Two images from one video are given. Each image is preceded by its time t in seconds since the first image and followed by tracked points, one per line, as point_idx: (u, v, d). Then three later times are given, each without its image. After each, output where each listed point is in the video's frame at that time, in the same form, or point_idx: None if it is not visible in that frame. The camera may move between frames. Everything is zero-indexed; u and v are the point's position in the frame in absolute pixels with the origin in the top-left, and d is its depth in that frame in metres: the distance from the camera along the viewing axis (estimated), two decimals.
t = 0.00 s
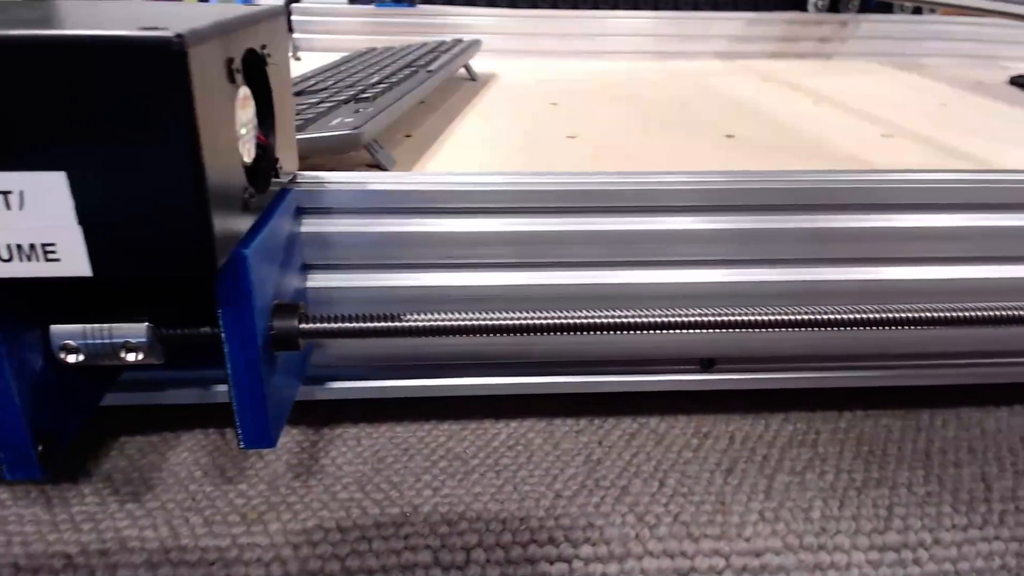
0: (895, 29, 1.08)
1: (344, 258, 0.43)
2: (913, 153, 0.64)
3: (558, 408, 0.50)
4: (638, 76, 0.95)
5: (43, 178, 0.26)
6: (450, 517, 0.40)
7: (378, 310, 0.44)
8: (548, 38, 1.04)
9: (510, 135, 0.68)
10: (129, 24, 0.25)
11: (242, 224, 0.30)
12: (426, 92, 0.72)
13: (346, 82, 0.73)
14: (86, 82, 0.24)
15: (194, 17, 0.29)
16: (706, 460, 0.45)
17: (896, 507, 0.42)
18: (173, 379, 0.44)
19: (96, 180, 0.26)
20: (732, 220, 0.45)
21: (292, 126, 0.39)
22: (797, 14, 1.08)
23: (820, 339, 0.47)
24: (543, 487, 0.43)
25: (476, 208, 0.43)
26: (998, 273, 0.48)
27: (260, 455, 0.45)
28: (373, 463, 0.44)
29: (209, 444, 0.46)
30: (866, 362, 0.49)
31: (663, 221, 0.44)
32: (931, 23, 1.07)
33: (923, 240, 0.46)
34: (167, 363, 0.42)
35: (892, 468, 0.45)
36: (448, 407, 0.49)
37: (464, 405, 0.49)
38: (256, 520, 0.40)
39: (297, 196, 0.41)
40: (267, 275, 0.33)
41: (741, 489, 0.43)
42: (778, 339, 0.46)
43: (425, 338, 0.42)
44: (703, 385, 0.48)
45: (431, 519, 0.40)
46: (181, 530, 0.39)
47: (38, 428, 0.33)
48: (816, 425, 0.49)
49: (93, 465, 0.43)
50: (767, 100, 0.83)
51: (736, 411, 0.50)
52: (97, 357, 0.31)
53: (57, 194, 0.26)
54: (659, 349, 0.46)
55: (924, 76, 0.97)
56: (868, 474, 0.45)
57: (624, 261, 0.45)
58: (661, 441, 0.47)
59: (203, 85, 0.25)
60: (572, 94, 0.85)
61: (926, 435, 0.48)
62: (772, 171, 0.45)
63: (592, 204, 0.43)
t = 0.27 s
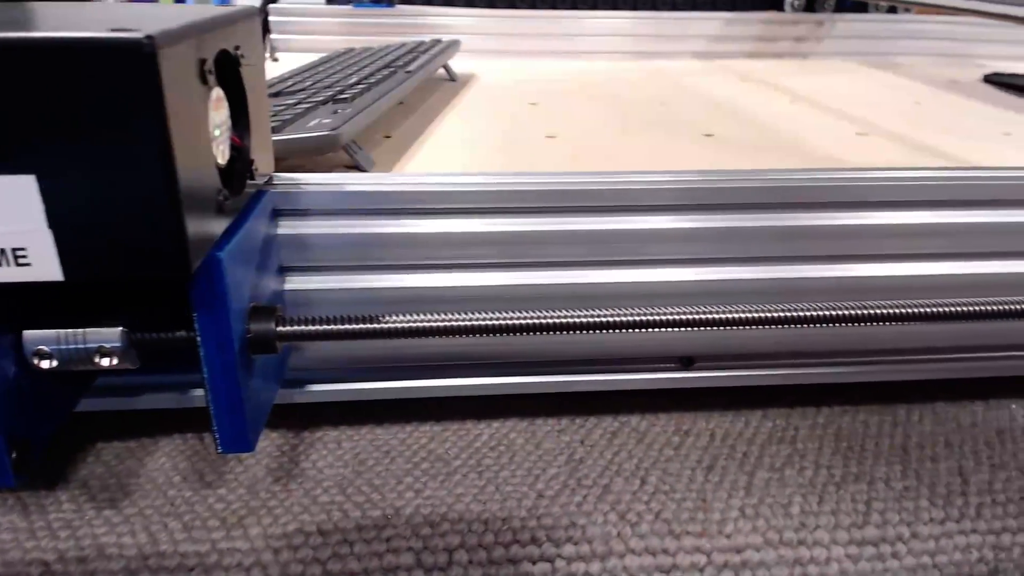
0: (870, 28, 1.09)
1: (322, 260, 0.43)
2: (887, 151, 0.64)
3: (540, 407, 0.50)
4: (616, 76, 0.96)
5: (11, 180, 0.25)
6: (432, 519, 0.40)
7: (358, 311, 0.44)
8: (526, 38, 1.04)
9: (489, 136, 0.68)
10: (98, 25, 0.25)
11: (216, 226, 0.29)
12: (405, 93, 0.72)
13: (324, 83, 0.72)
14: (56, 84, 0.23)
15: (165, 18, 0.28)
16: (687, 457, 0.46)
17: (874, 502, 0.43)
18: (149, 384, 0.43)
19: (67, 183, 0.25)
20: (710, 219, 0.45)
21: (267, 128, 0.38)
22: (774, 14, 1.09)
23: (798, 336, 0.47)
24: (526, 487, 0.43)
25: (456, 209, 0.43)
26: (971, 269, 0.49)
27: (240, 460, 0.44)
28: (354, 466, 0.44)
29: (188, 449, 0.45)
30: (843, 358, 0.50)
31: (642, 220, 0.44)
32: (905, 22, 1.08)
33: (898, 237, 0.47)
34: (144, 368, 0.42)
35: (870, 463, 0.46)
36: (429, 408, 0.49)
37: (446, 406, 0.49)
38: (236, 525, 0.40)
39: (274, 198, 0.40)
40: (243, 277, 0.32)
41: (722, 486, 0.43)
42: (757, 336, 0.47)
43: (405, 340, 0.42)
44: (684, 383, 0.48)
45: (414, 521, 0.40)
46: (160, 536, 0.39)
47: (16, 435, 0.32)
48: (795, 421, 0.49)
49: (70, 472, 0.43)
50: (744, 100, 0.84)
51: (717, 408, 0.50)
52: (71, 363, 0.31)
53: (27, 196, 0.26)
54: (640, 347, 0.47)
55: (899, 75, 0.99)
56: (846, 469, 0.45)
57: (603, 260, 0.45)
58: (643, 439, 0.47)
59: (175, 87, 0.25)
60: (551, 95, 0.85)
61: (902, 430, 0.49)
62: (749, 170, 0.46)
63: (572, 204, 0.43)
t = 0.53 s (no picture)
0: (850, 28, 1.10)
1: (303, 261, 0.43)
2: (866, 149, 0.65)
3: (524, 407, 0.50)
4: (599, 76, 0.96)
5: None
6: (416, 520, 0.40)
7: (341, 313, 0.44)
8: (509, 38, 1.04)
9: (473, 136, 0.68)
10: (71, 26, 0.25)
11: (194, 229, 0.29)
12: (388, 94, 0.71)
13: (306, 84, 0.72)
14: (30, 86, 0.23)
15: (140, 19, 0.28)
16: (671, 455, 0.46)
17: (856, 497, 0.43)
18: (129, 389, 0.43)
19: (41, 185, 0.25)
20: (693, 218, 0.45)
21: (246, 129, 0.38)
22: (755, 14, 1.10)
23: (780, 333, 0.48)
24: (510, 488, 0.43)
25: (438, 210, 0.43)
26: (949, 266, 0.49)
27: (222, 464, 0.44)
28: (337, 469, 0.43)
29: (169, 453, 0.45)
30: (825, 355, 0.50)
31: (625, 219, 0.45)
32: (884, 22, 1.09)
33: (878, 234, 0.47)
34: (124, 372, 0.41)
35: (851, 459, 0.46)
36: (413, 409, 0.49)
37: (429, 407, 0.49)
38: (218, 529, 0.39)
39: (254, 199, 0.40)
40: (223, 280, 0.32)
41: (705, 483, 0.44)
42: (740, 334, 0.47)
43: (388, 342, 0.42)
44: (667, 381, 0.48)
45: (398, 523, 0.40)
46: (142, 541, 0.39)
47: None
48: (777, 418, 0.49)
49: (50, 478, 0.42)
50: (725, 99, 0.85)
51: (700, 406, 0.50)
52: (48, 367, 0.31)
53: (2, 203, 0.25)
54: (624, 346, 0.47)
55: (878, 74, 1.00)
56: (828, 464, 0.45)
57: (586, 259, 0.45)
58: (627, 438, 0.47)
59: (150, 88, 0.24)
60: (534, 95, 0.85)
61: (883, 425, 0.49)
62: (731, 169, 0.46)
63: (555, 204, 0.44)
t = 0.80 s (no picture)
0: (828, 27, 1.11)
1: (282, 263, 0.42)
2: (844, 148, 0.66)
3: (507, 407, 0.50)
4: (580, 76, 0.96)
5: None
6: (399, 522, 0.40)
7: (321, 316, 0.44)
8: (490, 38, 1.04)
9: (453, 137, 0.68)
10: (45, 29, 0.25)
11: (169, 232, 0.29)
12: (368, 94, 0.71)
13: (286, 84, 0.71)
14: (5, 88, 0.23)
15: (113, 21, 0.28)
16: (653, 453, 0.46)
17: (836, 492, 0.44)
18: (108, 394, 0.42)
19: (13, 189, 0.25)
20: (673, 217, 0.45)
21: (223, 132, 0.38)
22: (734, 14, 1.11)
23: (760, 330, 0.48)
24: (493, 488, 0.43)
25: (419, 211, 0.43)
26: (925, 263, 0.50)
27: (202, 468, 0.44)
28: (319, 472, 0.43)
29: (149, 458, 0.44)
30: (805, 352, 0.51)
31: (606, 219, 0.45)
32: (861, 21, 1.11)
33: (855, 232, 0.48)
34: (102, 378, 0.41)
35: (831, 455, 0.46)
36: (395, 411, 0.49)
37: (412, 408, 0.49)
38: (198, 535, 0.39)
39: (231, 201, 0.40)
40: (200, 283, 0.32)
41: (687, 481, 0.44)
42: (720, 332, 0.47)
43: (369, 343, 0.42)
44: (649, 380, 0.48)
45: (380, 525, 0.40)
46: (121, 548, 0.38)
47: None
48: (758, 415, 0.50)
49: (27, 485, 0.42)
50: (706, 99, 0.85)
51: (682, 404, 0.50)
52: (21, 375, 0.29)
53: None
54: (605, 345, 0.47)
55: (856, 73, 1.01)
56: (809, 460, 0.46)
57: (567, 259, 0.46)
58: (609, 436, 0.47)
59: (122, 91, 0.24)
60: (516, 95, 0.85)
61: (862, 421, 0.50)
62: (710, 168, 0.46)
63: (536, 204, 0.44)
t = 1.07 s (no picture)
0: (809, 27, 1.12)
1: (263, 265, 0.42)
2: (823, 146, 0.66)
3: (491, 407, 0.50)
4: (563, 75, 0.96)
5: None
6: (383, 524, 0.40)
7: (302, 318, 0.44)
8: (472, 39, 1.04)
9: (436, 137, 0.68)
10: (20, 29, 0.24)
11: (146, 234, 0.29)
12: (350, 94, 0.71)
13: (266, 85, 0.71)
14: None
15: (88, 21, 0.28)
16: (637, 452, 0.46)
17: (817, 488, 0.44)
18: (87, 399, 0.42)
19: None
20: (656, 216, 0.46)
21: (201, 133, 0.37)
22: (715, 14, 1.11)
23: (742, 328, 0.48)
24: (478, 489, 0.43)
25: (401, 211, 0.43)
26: (904, 260, 0.50)
27: (184, 473, 0.43)
28: (302, 474, 0.43)
29: (130, 463, 0.44)
30: (787, 349, 0.51)
31: (589, 219, 0.45)
32: (841, 21, 1.12)
33: (835, 230, 0.48)
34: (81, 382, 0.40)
35: (813, 451, 0.47)
36: (379, 412, 0.49)
37: (395, 409, 0.49)
38: (180, 540, 0.39)
39: (210, 203, 0.40)
40: (178, 285, 0.32)
41: (671, 478, 0.44)
42: (701, 331, 0.48)
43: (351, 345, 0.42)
44: (633, 378, 0.49)
45: (364, 527, 0.40)
46: (101, 554, 0.38)
47: None
48: (740, 412, 0.50)
49: (5, 492, 0.41)
50: (687, 98, 0.86)
51: (665, 402, 0.51)
52: None
53: None
54: (589, 344, 0.47)
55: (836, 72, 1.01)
56: (791, 457, 0.46)
57: (550, 259, 0.46)
58: (593, 435, 0.47)
59: (98, 92, 0.24)
60: (498, 95, 0.85)
61: (843, 417, 0.50)
62: (691, 167, 0.47)
63: (518, 204, 0.44)
